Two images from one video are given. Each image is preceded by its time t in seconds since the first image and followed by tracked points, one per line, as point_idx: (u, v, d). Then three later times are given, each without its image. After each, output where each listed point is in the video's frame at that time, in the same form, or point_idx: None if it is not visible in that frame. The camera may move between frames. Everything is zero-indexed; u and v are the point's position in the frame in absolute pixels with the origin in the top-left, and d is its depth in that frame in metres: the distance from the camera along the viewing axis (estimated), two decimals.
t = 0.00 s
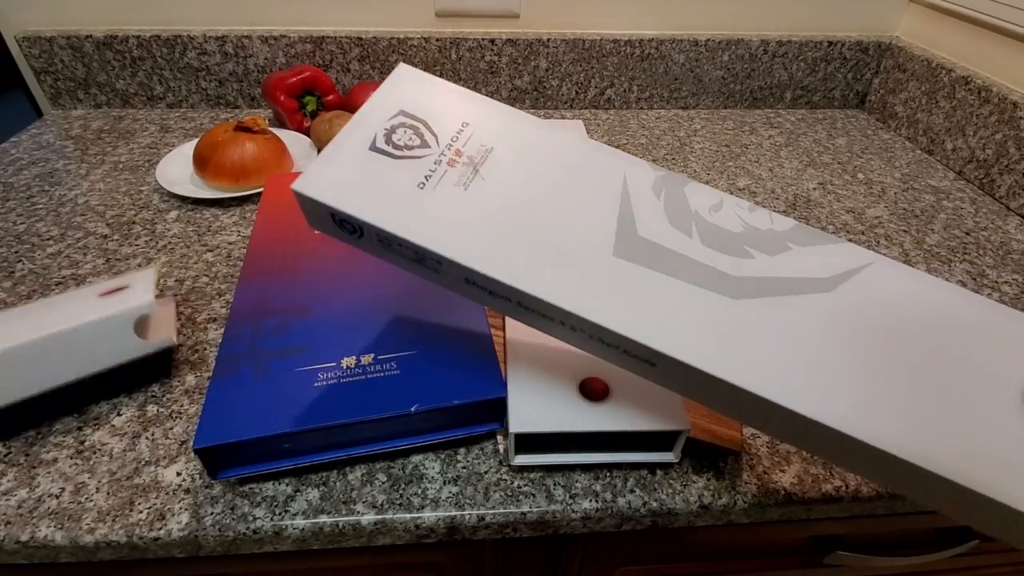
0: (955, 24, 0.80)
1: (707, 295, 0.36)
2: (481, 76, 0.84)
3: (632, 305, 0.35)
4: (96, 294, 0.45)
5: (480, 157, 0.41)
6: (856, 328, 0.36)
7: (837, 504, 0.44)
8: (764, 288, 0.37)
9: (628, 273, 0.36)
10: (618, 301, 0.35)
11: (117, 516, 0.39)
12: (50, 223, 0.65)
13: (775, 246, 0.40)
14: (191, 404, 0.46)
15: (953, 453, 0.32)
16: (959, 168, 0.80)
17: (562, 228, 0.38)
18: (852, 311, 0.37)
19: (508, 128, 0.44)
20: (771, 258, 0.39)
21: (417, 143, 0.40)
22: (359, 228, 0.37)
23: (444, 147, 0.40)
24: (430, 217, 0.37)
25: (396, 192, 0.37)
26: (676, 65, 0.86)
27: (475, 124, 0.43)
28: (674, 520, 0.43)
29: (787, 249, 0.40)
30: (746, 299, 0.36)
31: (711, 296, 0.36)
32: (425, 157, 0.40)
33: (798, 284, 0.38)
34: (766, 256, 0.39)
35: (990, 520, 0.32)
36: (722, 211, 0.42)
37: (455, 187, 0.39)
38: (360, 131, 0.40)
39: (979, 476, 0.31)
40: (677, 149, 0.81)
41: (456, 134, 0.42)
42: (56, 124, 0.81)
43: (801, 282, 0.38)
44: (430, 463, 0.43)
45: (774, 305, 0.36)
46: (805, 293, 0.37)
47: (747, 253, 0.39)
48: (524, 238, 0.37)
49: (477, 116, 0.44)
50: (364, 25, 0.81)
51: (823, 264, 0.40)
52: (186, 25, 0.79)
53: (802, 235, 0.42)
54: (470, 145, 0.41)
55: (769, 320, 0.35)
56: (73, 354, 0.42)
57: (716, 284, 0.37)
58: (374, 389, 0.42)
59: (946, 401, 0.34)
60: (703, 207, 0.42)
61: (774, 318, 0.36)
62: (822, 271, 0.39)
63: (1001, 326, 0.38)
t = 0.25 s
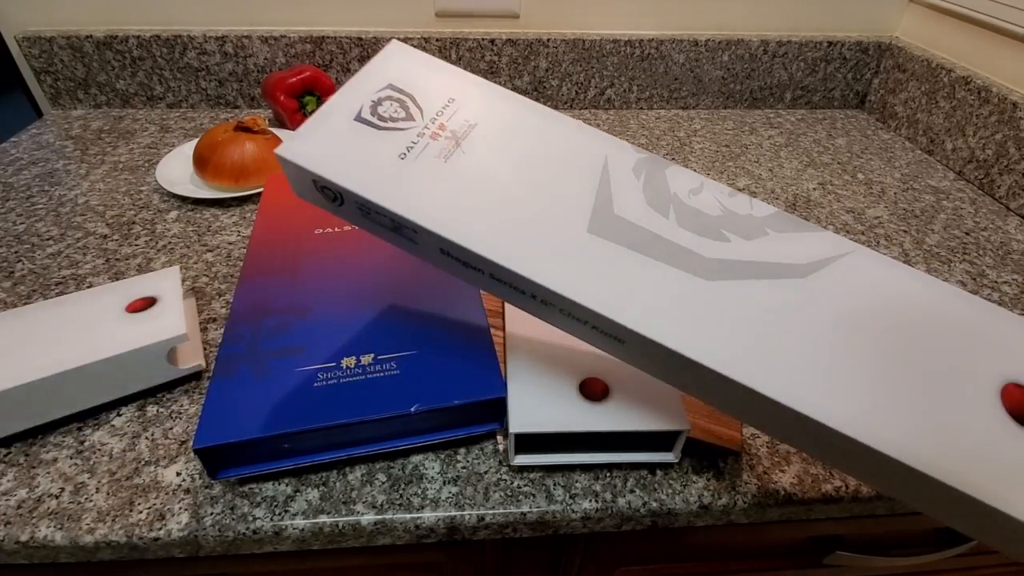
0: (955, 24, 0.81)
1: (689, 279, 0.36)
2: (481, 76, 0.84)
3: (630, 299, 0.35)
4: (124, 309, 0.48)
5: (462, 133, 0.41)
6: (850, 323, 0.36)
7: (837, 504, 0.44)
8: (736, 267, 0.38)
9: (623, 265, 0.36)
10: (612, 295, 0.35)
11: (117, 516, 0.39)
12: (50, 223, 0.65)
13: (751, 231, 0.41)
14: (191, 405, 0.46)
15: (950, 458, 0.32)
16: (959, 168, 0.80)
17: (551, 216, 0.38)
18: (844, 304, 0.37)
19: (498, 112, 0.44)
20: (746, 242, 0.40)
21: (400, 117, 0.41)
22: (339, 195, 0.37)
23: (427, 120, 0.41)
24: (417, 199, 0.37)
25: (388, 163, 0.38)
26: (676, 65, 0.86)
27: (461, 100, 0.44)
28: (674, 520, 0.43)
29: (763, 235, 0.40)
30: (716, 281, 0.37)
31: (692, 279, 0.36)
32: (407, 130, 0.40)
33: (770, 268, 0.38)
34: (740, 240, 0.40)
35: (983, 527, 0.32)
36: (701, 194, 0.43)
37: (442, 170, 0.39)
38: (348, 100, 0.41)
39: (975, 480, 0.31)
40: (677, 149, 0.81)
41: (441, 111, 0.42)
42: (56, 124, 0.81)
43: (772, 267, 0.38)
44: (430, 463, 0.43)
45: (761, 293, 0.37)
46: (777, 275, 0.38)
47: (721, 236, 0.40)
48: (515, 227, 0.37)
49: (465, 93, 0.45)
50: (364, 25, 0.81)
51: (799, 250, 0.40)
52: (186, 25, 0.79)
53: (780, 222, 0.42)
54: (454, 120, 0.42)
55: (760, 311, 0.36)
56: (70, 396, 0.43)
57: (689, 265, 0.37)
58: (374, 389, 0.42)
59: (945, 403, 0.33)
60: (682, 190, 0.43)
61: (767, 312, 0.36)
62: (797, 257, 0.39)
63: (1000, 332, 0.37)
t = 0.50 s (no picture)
0: (954, 25, 0.81)
1: (650, 268, 0.36)
2: (481, 76, 0.84)
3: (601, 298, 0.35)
4: (153, 308, 0.49)
5: (429, 119, 0.42)
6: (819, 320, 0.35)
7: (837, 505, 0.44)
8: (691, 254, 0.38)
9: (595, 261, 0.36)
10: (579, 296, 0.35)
11: (117, 516, 0.39)
12: (50, 223, 0.65)
13: (710, 220, 0.40)
14: (191, 405, 0.46)
15: (920, 464, 0.31)
16: (959, 168, 0.80)
17: (517, 211, 0.37)
18: (812, 299, 0.36)
19: (470, 104, 0.44)
20: (705, 230, 0.40)
21: (368, 102, 0.42)
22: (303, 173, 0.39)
23: (394, 108, 0.42)
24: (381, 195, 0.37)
25: (353, 154, 0.39)
26: (676, 65, 0.86)
27: (431, 90, 0.45)
28: (674, 520, 0.43)
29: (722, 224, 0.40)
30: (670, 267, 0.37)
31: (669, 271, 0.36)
32: (374, 115, 0.42)
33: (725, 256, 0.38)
34: (698, 228, 0.39)
35: (952, 533, 0.32)
36: (662, 184, 0.43)
37: (407, 164, 0.39)
38: (318, 83, 0.42)
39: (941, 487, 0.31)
40: (678, 150, 0.81)
41: (409, 98, 0.44)
42: (56, 124, 0.81)
43: (727, 254, 0.38)
44: (430, 463, 0.43)
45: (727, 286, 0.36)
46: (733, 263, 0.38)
47: (680, 224, 0.39)
48: (481, 223, 0.37)
49: (437, 84, 0.45)
50: (364, 26, 0.81)
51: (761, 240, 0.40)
52: (186, 25, 0.79)
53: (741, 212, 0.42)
54: (421, 107, 0.43)
55: (727, 308, 0.35)
56: (74, 406, 0.43)
57: (644, 251, 0.37)
58: (373, 389, 0.42)
59: (915, 405, 0.33)
60: (644, 179, 0.43)
61: (734, 309, 0.35)
62: (755, 246, 0.39)
63: (976, 331, 0.37)
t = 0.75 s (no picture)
0: (954, 25, 0.81)
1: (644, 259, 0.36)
2: (481, 76, 0.84)
3: (557, 286, 0.34)
4: (154, 307, 0.49)
5: (381, 95, 0.42)
6: (768, 309, 0.35)
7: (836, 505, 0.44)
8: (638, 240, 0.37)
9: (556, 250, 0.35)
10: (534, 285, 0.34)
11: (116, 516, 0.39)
12: (50, 223, 0.65)
13: (662, 208, 0.40)
14: (191, 405, 0.46)
15: (871, 452, 0.31)
16: (959, 168, 0.80)
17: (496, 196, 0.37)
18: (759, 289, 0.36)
19: (426, 85, 0.43)
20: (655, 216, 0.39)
21: (318, 75, 0.41)
22: (243, 141, 0.38)
23: (347, 82, 0.42)
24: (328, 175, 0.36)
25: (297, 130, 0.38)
26: (676, 65, 0.86)
27: (386, 66, 0.44)
28: (674, 521, 0.43)
29: (675, 212, 0.40)
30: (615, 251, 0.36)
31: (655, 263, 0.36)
32: (322, 87, 0.41)
33: (674, 242, 0.38)
34: (649, 215, 0.39)
35: (904, 524, 0.32)
36: (615, 170, 0.42)
37: (355, 143, 0.38)
38: (266, 56, 0.41)
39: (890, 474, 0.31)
40: (678, 150, 0.81)
41: (362, 73, 0.43)
42: (56, 124, 0.81)
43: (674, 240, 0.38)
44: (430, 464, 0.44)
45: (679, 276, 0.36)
46: (680, 248, 0.37)
47: (632, 210, 0.39)
48: (434, 206, 0.36)
49: (393, 63, 0.44)
50: (363, 26, 0.81)
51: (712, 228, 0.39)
52: (186, 25, 0.79)
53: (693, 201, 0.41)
54: (374, 82, 0.42)
55: (679, 298, 0.35)
56: (72, 407, 0.43)
57: (592, 233, 0.37)
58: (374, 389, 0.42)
59: (864, 394, 0.33)
60: (597, 165, 0.42)
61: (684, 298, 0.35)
62: (703, 233, 0.39)
63: (912, 321, 0.37)
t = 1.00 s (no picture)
0: (954, 25, 0.81)
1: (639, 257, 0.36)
2: (481, 76, 0.84)
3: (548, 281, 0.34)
4: (153, 308, 0.49)
5: (301, 69, 0.40)
6: (695, 298, 0.35)
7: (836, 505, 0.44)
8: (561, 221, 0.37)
9: (507, 249, 0.35)
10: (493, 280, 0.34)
11: (116, 516, 0.39)
12: (50, 223, 0.65)
13: (594, 183, 0.40)
14: (191, 405, 0.46)
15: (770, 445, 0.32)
16: (959, 168, 0.80)
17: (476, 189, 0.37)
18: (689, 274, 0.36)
19: (353, 52, 0.42)
20: (581, 194, 0.39)
21: (235, 50, 0.40)
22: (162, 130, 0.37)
23: (262, 53, 0.40)
24: (259, 166, 0.35)
25: (224, 116, 0.37)
26: (676, 65, 0.86)
27: (308, 35, 0.42)
28: (674, 521, 0.43)
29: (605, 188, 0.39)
30: (544, 235, 0.36)
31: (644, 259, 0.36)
32: (240, 63, 0.39)
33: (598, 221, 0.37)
34: (577, 192, 0.39)
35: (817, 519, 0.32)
36: (546, 144, 0.42)
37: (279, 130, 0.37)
38: (183, 29, 0.39)
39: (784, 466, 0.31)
40: (677, 150, 0.81)
41: (281, 44, 0.41)
42: (56, 124, 0.81)
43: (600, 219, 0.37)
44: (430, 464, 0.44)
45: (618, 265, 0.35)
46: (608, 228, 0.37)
47: (559, 188, 0.39)
48: (364, 197, 0.35)
49: (316, 27, 0.43)
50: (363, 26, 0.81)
51: (643, 206, 0.39)
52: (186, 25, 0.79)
53: (626, 174, 0.41)
54: (295, 55, 0.41)
55: (619, 288, 0.35)
56: (71, 407, 0.43)
57: (513, 218, 0.36)
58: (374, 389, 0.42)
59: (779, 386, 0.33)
60: (528, 139, 0.41)
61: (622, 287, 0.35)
62: (632, 210, 0.38)
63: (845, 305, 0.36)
